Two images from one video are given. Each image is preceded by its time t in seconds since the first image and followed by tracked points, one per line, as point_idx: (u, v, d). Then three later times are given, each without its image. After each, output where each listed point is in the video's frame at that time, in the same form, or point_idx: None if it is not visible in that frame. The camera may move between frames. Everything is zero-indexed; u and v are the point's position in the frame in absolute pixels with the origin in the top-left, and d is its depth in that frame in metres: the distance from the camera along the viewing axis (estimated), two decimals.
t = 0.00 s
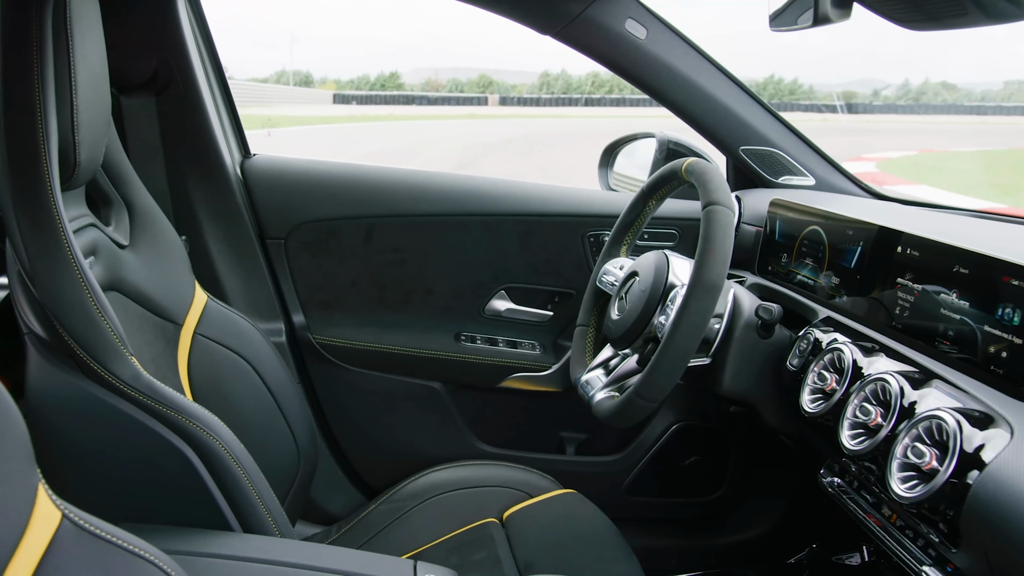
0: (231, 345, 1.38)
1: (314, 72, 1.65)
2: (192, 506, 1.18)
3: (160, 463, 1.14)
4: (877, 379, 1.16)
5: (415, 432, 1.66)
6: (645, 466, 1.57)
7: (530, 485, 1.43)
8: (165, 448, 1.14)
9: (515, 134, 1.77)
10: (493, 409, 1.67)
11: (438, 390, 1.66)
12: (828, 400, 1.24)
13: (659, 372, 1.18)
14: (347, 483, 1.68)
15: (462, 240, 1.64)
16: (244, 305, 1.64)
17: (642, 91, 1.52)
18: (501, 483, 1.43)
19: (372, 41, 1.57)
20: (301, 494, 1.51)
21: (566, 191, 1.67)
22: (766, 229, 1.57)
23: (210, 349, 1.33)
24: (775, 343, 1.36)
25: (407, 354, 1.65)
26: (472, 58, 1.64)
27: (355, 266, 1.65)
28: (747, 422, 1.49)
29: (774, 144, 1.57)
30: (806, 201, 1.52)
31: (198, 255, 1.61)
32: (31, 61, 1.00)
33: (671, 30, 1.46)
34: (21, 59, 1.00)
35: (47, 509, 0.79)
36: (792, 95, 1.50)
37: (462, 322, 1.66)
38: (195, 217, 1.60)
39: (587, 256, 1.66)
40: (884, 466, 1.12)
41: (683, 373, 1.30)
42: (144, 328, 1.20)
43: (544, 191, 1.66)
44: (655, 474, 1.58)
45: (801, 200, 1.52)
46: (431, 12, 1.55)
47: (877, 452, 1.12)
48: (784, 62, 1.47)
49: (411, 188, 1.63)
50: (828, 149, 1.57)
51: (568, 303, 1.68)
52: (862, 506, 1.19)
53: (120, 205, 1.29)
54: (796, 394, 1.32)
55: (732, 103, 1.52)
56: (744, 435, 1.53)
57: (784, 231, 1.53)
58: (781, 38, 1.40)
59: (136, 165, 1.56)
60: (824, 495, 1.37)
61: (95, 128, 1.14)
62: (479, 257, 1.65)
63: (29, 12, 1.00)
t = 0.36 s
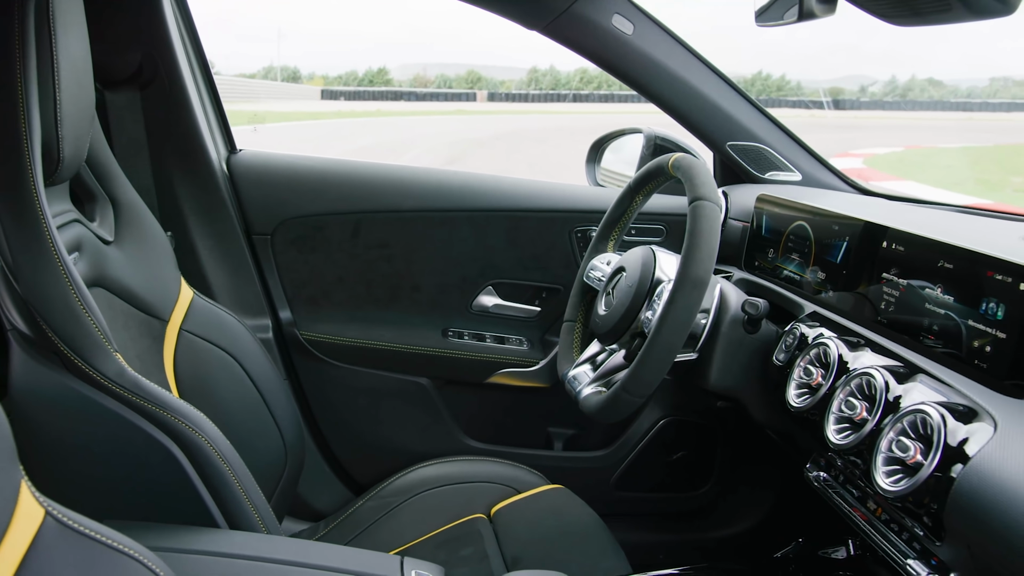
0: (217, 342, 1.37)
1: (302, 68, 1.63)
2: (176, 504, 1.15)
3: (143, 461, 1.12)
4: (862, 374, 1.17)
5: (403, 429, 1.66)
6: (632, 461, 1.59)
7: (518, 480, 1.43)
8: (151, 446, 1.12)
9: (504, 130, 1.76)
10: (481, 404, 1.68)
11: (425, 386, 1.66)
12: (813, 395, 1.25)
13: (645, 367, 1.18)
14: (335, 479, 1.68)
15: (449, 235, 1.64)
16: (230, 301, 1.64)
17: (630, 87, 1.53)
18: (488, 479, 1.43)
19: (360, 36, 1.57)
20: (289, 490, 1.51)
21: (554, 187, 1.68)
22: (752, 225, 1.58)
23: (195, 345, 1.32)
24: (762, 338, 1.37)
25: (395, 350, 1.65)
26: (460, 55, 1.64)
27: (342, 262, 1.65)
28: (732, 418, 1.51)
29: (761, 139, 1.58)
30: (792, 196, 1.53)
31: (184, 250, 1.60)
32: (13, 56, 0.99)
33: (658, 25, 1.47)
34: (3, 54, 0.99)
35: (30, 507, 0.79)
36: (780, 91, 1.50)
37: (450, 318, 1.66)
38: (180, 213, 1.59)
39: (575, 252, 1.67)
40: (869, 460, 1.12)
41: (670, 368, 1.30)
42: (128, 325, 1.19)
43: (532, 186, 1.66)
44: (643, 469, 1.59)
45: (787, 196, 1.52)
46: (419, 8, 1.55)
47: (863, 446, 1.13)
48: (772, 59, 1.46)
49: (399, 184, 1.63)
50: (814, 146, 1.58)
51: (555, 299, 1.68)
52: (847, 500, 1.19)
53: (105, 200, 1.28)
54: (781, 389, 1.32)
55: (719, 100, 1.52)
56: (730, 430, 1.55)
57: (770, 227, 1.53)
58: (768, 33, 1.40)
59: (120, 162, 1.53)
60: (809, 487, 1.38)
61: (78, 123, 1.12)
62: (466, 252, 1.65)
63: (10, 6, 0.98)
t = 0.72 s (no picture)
0: (201, 338, 1.37)
1: (288, 65, 1.64)
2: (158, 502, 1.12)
3: (126, 458, 1.08)
4: (846, 368, 1.17)
5: (389, 426, 1.66)
6: (618, 457, 1.59)
7: (504, 476, 1.44)
8: (134, 444, 1.08)
9: (491, 127, 1.76)
10: (467, 400, 1.68)
11: (412, 382, 1.66)
12: (798, 390, 1.25)
13: (631, 363, 1.18)
14: (321, 477, 1.68)
15: (434, 232, 1.64)
16: (215, 298, 1.63)
17: (616, 84, 1.53)
18: (475, 475, 1.43)
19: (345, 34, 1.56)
20: (275, 487, 1.51)
21: (540, 183, 1.68)
22: (738, 220, 1.59)
23: (179, 342, 1.32)
24: (747, 333, 1.37)
25: (381, 346, 1.64)
26: (448, 52, 1.62)
27: (328, 258, 1.64)
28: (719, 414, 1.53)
29: (746, 135, 1.57)
30: (777, 192, 1.54)
31: (168, 247, 1.60)
32: None
33: (642, 21, 1.47)
34: None
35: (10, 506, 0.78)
36: (766, 88, 1.50)
37: (436, 314, 1.66)
38: (165, 209, 1.59)
39: (561, 248, 1.67)
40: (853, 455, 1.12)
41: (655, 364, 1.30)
42: (112, 322, 1.18)
43: (518, 183, 1.67)
44: (630, 465, 1.60)
45: (772, 192, 1.53)
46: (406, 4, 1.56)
47: (846, 441, 1.13)
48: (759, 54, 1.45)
49: (385, 180, 1.63)
50: (799, 142, 1.59)
51: (541, 295, 1.69)
52: (831, 495, 1.19)
53: (87, 196, 1.27)
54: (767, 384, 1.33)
55: (704, 95, 1.53)
56: (716, 425, 1.56)
57: (755, 223, 1.54)
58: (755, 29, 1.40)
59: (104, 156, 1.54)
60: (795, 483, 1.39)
61: (60, 119, 1.11)
62: (452, 249, 1.65)
63: None
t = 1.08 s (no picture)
0: (186, 335, 1.36)
1: (275, 61, 1.64)
2: (143, 499, 1.12)
3: (108, 455, 1.07)
4: (831, 363, 1.17)
5: (375, 422, 1.66)
6: (604, 452, 1.59)
7: (491, 472, 1.44)
8: (117, 441, 1.07)
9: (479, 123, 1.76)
10: (453, 396, 1.68)
11: (398, 378, 1.66)
12: (783, 384, 1.26)
13: (616, 358, 1.19)
14: (307, 473, 1.67)
15: (420, 228, 1.64)
16: (200, 294, 1.63)
17: (603, 79, 1.53)
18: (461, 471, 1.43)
19: (332, 28, 1.57)
20: (260, 484, 1.51)
21: (526, 179, 1.68)
22: (723, 215, 1.59)
23: (164, 339, 1.31)
24: (733, 329, 1.37)
25: (367, 343, 1.64)
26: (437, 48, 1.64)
27: (313, 254, 1.64)
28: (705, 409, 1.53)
29: (732, 131, 1.57)
30: (762, 188, 1.54)
31: (152, 244, 1.58)
32: None
33: (628, 16, 1.47)
34: None
35: None
36: (753, 85, 1.51)
37: (422, 310, 1.66)
38: (150, 206, 1.57)
39: (546, 243, 1.67)
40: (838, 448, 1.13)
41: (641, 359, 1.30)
42: (95, 319, 1.17)
43: (504, 178, 1.66)
44: (616, 460, 1.60)
45: (758, 187, 1.53)
46: None
47: (831, 435, 1.13)
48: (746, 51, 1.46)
49: (370, 176, 1.62)
50: (788, 140, 1.58)
51: (527, 291, 1.69)
52: (815, 489, 1.19)
53: (71, 192, 1.26)
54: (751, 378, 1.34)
55: (691, 91, 1.53)
56: (701, 420, 1.56)
57: (741, 218, 1.54)
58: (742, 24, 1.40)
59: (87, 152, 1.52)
60: (779, 478, 1.40)
61: (41, 114, 1.10)
62: (438, 245, 1.65)
63: None
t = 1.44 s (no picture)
0: (171, 331, 1.36)
1: (261, 56, 1.61)
2: (126, 497, 1.11)
3: (91, 452, 1.06)
4: (816, 357, 1.18)
5: (361, 418, 1.66)
6: (591, 447, 1.60)
7: (477, 468, 1.43)
8: (100, 438, 1.06)
9: (466, 119, 1.75)
10: (439, 392, 1.68)
11: (384, 374, 1.66)
12: (767, 378, 1.26)
13: (601, 352, 1.19)
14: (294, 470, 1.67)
15: (406, 223, 1.63)
16: (184, 290, 1.62)
17: (590, 75, 1.53)
18: (448, 467, 1.43)
19: (319, 24, 1.58)
20: (245, 480, 1.50)
21: (512, 174, 1.68)
22: (709, 212, 1.60)
23: (148, 335, 1.30)
24: (718, 324, 1.38)
25: (354, 338, 1.64)
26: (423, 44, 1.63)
27: (299, 250, 1.63)
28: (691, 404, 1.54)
29: (717, 126, 1.59)
30: (748, 183, 1.54)
31: (136, 240, 1.58)
32: None
33: (613, 12, 1.47)
34: None
35: None
36: (739, 80, 1.52)
37: (409, 306, 1.66)
38: (133, 201, 1.57)
39: (533, 238, 1.68)
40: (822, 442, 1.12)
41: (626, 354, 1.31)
42: (78, 315, 1.17)
43: (490, 174, 1.66)
44: (603, 455, 1.61)
45: (743, 182, 1.54)
46: None
47: (814, 429, 1.14)
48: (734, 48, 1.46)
49: (356, 172, 1.62)
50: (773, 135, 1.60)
51: (514, 286, 1.69)
52: (800, 483, 1.19)
53: (53, 188, 1.25)
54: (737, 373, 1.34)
55: (676, 86, 1.54)
56: (687, 415, 1.58)
57: (726, 213, 1.55)
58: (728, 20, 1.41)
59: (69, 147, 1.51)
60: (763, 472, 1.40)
61: (22, 109, 1.09)
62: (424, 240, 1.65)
63: None
